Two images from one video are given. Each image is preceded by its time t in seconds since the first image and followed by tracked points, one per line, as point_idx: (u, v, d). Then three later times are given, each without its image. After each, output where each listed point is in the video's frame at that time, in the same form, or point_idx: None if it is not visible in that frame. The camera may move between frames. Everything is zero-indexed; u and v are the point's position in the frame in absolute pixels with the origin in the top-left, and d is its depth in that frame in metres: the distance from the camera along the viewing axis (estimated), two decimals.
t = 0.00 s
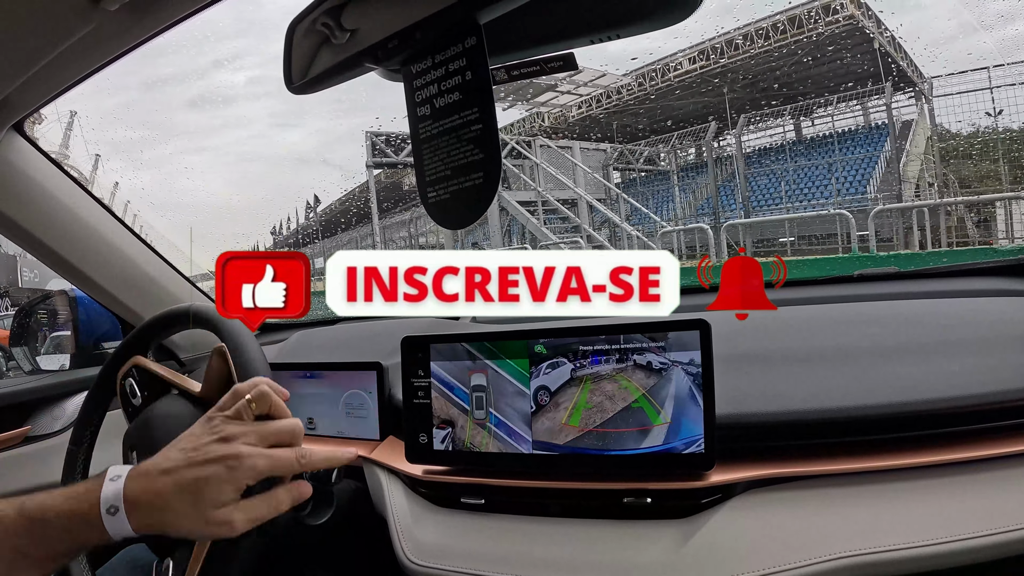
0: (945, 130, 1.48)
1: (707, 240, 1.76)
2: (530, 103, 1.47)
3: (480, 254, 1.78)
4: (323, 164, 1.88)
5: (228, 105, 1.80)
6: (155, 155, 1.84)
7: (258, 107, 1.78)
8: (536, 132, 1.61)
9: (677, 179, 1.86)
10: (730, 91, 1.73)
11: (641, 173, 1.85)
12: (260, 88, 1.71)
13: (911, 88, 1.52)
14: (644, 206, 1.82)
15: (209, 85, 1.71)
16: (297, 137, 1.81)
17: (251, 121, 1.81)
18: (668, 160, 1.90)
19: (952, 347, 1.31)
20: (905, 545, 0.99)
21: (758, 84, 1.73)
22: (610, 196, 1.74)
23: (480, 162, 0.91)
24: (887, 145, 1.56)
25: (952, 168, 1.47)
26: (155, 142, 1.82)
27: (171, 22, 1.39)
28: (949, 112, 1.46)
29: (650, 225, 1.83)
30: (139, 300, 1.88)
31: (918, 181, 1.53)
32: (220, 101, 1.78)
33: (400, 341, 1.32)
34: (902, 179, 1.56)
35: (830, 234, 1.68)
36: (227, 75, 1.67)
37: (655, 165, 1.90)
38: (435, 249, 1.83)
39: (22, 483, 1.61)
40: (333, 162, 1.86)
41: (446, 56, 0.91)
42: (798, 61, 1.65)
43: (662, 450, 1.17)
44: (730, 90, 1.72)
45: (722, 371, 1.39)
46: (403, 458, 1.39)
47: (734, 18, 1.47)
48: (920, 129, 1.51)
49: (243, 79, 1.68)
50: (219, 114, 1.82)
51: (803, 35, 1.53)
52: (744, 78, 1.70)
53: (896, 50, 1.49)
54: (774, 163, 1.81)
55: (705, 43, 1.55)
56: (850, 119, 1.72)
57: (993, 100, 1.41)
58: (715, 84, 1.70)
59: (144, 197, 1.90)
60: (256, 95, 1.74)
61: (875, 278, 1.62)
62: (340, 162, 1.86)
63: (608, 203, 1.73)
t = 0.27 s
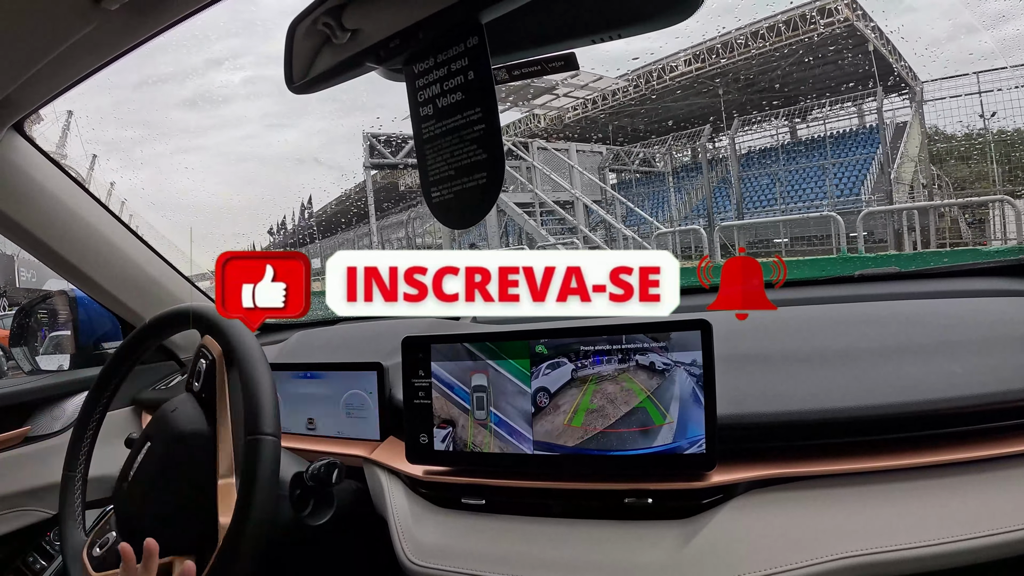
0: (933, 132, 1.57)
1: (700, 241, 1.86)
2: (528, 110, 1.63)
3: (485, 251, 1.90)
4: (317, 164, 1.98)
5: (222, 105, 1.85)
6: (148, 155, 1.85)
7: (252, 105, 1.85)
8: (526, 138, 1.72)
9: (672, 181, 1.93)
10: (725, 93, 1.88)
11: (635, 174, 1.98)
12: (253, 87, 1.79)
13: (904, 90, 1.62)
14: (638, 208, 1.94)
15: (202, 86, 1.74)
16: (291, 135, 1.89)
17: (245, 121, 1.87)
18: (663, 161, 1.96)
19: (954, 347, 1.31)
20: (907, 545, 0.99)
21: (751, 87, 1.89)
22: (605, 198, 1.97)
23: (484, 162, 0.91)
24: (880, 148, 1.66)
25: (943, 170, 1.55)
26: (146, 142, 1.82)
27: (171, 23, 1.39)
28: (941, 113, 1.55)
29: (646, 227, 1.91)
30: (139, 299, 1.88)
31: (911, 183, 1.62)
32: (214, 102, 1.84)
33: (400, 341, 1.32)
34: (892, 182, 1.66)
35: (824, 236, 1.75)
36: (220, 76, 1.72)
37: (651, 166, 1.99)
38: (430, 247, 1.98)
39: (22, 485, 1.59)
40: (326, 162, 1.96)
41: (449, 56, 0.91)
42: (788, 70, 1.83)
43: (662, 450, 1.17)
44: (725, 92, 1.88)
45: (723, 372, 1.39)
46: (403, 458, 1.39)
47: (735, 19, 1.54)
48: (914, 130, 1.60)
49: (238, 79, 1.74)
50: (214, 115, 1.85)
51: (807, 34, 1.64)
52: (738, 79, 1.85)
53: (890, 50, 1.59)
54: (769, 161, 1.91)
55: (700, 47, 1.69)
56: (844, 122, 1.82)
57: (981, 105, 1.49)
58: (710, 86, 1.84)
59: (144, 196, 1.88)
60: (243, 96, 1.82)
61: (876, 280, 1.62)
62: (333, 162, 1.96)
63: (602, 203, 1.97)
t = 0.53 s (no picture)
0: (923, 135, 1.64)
1: (696, 241, 1.90)
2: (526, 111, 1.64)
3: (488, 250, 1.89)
4: (312, 164, 1.98)
5: (217, 105, 1.84)
6: (146, 155, 1.83)
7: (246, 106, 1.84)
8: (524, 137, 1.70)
9: (667, 182, 2.05)
10: (722, 94, 1.94)
11: (632, 175, 2.11)
12: (249, 87, 1.76)
13: (898, 94, 1.67)
14: (637, 208, 2.02)
15: (198, 86, 1.73)
16: (288, 136, 1.90)
17: (239, 121, 1.86)
18: (659, 164, 2.09)
19: (954, 347, 1.31)
20: (907, 546, 0.99)
21: (749, 90, 1.94)
22: (602, 199, 2.05)
23: (483, 164, 0.91)
24: (879, 146, 1.73)
25: (938, 171, 1.62)
26: (145, 142, 1.81)
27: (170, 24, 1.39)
28: (939, 117, 1.59)
29: (643, 228, 1.93)
30: (138, 299, 1.90)
31: (901, 184, 1.69)
32: (210, 103, 1.82)
33: (401, 343, 1.32)
34: (882, 185, 1.72)
35: (817, 237, 1.79)
36: (217, 75, 1.70)
37: (647, 168, 2.12)
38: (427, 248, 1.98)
39: (21, 486, 1.59)
40: (323, 162, 1.97)
41: (449, 58, 0.91)
42: (787, 71, 1.87)
43: (662, 451, 1.17)
44: (722, 93, 1.93)
45: (723, 372, 1.39)
46: (403, 459, 1.39)
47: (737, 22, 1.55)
48: (908, 133, 1.66)
49: (234, 79, 1.73)
50: (211, 115, 1.84)
51: (808, 35, 1.64)
52: (737, 81, 1.87)
53: (883, 54, 1.61)
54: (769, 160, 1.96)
55: (697, 50, 1.71)
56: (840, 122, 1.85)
57: (972, 109, 1.53)
58: (708, 87, 1.90)
59: (143, 197, 1.87)
60: (240, 95, 1.79)
61: (874, 280, 1.62)
62: (330, 163, 1.97)
63: (600, 205, 2.03)
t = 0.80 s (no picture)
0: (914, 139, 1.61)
1: (693, 244, 1.91)
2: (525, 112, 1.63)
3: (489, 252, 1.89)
4: (309, 164, 1.97)
5: (213, 106, 1.81)
6: (145, 156, 1.82)
7: (241, 108, 1.80)
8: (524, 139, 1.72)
9: (662, 183, 2.04)
10: (717, 97, 1.90)
11: (627, 177, 2.01)
12: (246, 88, 1.74)
13: (895, 95, 1.64)
14: (632, 210, 1.97)
15: (195, 86, 1.71)
16: (289, 137, 1.86)
17: (236, 122, 1.84)
18: (657, 165, 2.08)
19: (954, 348, 1.32)
20: (906, 546, 1.00)
21: (747, 92, 1.89)
22: (600, 201, 2.00)
23: (484, 166, 0.91)
24: (873, 150, 1.72)
25: (933, 173, 1.59)
26: (143, 142, 1.80)
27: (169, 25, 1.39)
28: (937, 121, 1.58)
29: (638, 230, 1.94)
30: (136, 299, 1.89)
31: (901, 186, 1.65)
32: (207, 104, 1.79)
33: (401, 344, 1.32)
34: (877, 187, 1.74)
35: (812, 237, 1.80)
36: (213, 75, 1.68)
37: (643, 169, 2.09)
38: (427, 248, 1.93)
39: (20, 488, 1.59)
40: (319, 163, 1.95)
41: (450, 60, 0.92)
42: (784, 73, 1.84)
43: (662, 452, 1.17)
44: (717, 96, 1.90)
45: (722, 373, 1.40)
46: (404, 460, 1.39)
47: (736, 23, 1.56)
48: (903, 136, 1.64)
49: (230, 80, 1.71)
50: (206, 116, 1.81)
51: (805, 38, 1.65)
52: (734, 84, 1.85)
53: (879, 56, 1.61)
54: (760, 165, 1.94)
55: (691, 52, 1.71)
56: (836, 125, 1.80)
57: (964, 114, 1.53)
58: (703, 90, 1.87)
59: (141, 197, 1.87)
60: (239, 96, 1.77)
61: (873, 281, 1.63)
62: (325, 164, 1.94)
63: (598, 207, 1.99)
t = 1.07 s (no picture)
0: (912, 141, 1.64)
1: (688, 243, 1.91)
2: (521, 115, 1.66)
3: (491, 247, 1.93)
4: (301, 163, 2.00)
5: (207, 106, 1.81)
6: (139, 155, 1.84)
7: (234, 107, 1.82)
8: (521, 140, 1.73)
9: (660, 184, 2.04)
10: (714, 100, 1.95)
11: (625, 178, 2.03)
12: (240, 88, 1.76)
13: (891, 97, 1.65)
14: (627, 211, 1.94)
15: (189, 85, 1.72)
16: (277, 137, 1.88)
17: (226, 122, 1.86)
18: (653, 166, 2.08)
19: (949, 348, 1.32)
20: (902, 546, 1.00)
21: (742, 92, 1.95)
22: (598, 203, 1.98)
23: (479, 165, 0.91)
24: (870, 149, 1.76)
25: (929, 175, 1.61)
26: (136, 142, 1.81)
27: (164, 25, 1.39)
28: (932, 122, 1.58)
29: (635, 231, 1.93)
30: (133, 300, 1.87)
31: (897, 189, 1.68)
32: (198, 104, 1.79)
33: (396, 343, 1.32)
34: (873, 189, 1.73)
35: (805, 239, 1.79)
36: (207, 75, 1.70)
37: (640, 170, 2.08)
38: (424, 247, 2.04)
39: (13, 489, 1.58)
40: (311, 161, 2.00)
41: (445, 58, 0.92)
42: (782, 75, 1.90)
43: (657, 452, 1.17)
44: (713, 99, 1.95)
45: (718, 373, 1.40)
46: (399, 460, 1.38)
47: (731, 23, 1.57)
48: (903, 135, 1.66)
49: (224, 79, 1.72)
50: (200, 115, 1.81)
51: (802, 39, 1.67)
52: (728, 83, 1.89)
53: (876, 60, 1.62)
54: (756, 167, 2.03)
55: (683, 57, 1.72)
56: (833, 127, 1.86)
57: (956, 117, 1.53)
58: (700, 91, 1.90)
59: (135, 197, 1.85)
60: (233, 95, 1.78)
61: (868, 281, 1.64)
62: (318, 163, 2.01)
63: (595, 209, 1.96)
